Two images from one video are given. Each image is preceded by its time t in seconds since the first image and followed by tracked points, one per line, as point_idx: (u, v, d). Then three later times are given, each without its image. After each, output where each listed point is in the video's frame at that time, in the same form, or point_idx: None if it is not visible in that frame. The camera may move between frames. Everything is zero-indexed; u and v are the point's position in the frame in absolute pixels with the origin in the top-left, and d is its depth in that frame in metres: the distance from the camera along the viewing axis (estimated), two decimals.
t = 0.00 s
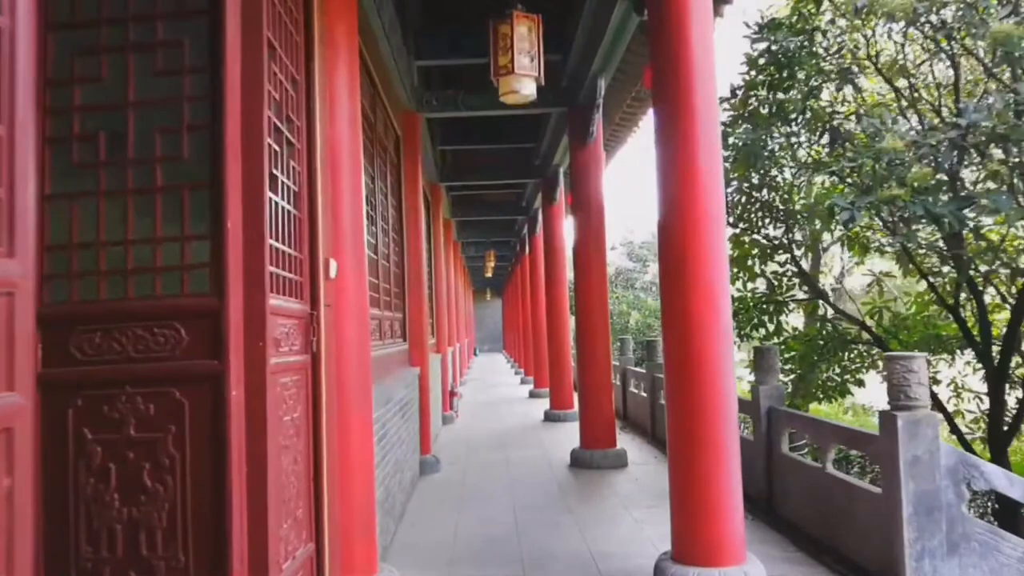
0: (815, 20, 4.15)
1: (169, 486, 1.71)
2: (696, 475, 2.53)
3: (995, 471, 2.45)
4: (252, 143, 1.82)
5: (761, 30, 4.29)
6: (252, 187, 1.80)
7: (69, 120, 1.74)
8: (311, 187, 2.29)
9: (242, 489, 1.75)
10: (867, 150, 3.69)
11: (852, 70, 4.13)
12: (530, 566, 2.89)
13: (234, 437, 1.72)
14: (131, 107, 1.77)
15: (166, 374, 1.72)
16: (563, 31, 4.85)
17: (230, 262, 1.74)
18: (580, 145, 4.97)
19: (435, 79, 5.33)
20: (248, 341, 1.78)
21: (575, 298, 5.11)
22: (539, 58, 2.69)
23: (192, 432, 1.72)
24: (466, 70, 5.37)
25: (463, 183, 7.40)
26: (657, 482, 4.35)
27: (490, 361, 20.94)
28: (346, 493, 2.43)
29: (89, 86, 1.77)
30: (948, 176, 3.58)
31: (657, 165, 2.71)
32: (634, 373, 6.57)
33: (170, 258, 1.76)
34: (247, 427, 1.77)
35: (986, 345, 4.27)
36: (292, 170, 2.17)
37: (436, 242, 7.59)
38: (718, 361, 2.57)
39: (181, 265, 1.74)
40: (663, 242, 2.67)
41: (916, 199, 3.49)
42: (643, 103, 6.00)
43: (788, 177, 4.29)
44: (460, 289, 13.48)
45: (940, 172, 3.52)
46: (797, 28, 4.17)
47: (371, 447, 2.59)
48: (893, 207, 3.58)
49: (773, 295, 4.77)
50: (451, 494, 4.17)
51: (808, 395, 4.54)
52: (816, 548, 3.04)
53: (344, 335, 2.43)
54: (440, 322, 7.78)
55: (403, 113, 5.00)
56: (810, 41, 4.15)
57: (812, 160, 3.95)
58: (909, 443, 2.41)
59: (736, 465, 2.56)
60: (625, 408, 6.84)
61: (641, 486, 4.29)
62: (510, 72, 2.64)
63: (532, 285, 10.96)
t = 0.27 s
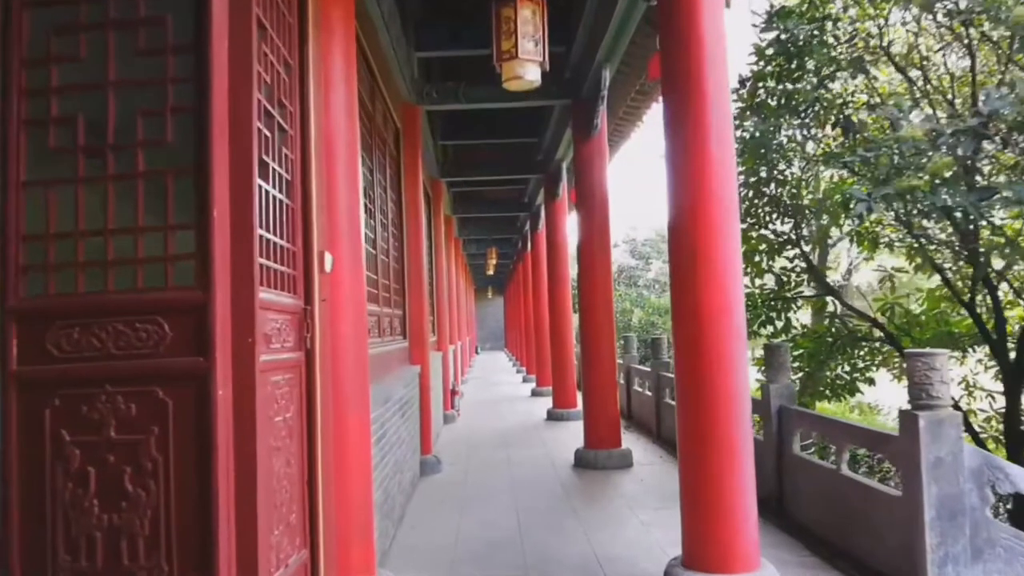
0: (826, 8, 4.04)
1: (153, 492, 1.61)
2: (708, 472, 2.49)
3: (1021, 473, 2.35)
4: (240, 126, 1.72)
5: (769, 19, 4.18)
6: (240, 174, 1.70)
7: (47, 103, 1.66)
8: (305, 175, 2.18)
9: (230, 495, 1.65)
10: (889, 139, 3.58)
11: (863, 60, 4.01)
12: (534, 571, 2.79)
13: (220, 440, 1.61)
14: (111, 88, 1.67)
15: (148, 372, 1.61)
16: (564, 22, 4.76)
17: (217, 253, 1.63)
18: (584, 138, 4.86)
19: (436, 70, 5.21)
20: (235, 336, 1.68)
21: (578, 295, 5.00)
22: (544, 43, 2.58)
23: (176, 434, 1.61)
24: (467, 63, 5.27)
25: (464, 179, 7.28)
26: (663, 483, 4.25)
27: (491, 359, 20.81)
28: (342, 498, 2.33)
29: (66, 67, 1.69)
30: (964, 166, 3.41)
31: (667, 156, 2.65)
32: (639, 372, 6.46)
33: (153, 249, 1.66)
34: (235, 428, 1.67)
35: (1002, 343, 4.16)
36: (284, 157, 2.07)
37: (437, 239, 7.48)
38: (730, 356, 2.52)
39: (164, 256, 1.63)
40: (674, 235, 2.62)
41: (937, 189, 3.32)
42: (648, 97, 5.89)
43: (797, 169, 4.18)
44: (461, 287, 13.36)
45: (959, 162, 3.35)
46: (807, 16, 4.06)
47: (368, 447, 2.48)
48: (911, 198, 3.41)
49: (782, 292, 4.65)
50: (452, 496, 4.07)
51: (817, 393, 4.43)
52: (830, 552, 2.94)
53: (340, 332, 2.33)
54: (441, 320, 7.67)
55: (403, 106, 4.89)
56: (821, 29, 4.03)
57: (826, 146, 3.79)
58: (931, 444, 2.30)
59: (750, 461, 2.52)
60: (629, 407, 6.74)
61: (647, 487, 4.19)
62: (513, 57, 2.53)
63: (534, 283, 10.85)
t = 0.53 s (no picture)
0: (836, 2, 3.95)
1: (132, 505, 1.51)
2: (719, 474, 2.46)
3: None
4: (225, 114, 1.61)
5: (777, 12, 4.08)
6: (227, 167, 1.60)
7: (20, 91, 1.56)
8: (298, 171, 2.09)
9: (215, 509, 1.55)
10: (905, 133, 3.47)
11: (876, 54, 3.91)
12: None
13: (203, 451, 1.51)
14: (89, 75, 1.57)
15: (127, 377, 1.51)
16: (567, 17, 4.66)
17: (200, 251, 1.53)
18: (587, 135, 4.75)
19: (437, 65, 5.11)
20: (220, 339, 1.58)
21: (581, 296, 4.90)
22: (548, 33, 2.48)
23: (157, 443, 1.51)
24: (468, 59, 5.17)
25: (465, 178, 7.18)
26: (669, 489, 4.15)
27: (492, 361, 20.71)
28: (337, 506, 2.23)
29: (40, 52, 1.59)
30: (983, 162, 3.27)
31: (679, 156, 2.63)
32: (642, 374, 6.36)
33: (132, 246, 1.56)
34: (219, 438, 1.56)
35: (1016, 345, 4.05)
36: (275, 151, 1.97)
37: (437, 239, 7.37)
38: (742, 358, 2.50)
39: (144, 253, 1.53)
40: (685, 235, 2.60)
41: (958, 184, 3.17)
42: (651, 94, 5.79)
43: (804, 169, 4.19)
44: (461, 288, 13.25)
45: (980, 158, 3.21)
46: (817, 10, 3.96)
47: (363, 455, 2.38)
48: (926, 194, 3.27)
49: (788, 293, 4.55)
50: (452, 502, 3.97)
51: (823, 396, 4.36)
52: (844, 562, 2.84)
53: (334, 334, 2.23)
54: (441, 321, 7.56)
55: (402, 102, 4.79)
56: (832, 22, 3.92)
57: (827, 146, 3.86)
58: (953, 451, 2.20)
59: (762, 463, 2.50)
60: (632, 410, 6.63)
61: (652, 493, 4.09)
62: (517, 47, 2.43)
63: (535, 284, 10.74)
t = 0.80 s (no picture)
0: None
1: (111, 518, 1.44)
2: (724, 480, 2.40)
3: None
4: (212, 107, 1.54)
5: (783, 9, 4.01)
6: (213, 162, 1.53)
7: None
8: (289, 168, 2.01)
9: (199, 522, 1.47)
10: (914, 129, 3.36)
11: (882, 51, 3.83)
12: None
13: (186, 460, 1.44)
14: (69, 66, 1.50)
15: (107, 383, 1.44)
16: (569, 15, 4.59)
17: (184, 250, 1.45)
18: (588, 133, 4.68)
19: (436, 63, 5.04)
20: (205, 343, 1.50)
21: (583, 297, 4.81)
22: (549, 26, 2.41)
23: (138, 452, 1.44)
24: (468, 56, 5.09)
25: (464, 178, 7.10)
26: (671, 494, 4.07)
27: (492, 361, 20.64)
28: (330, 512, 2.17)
29: (18, 42, 1.52)
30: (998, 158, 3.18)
31: (683, 153, 2.56)
32: (643, 375, 6.30)
33: (113, 245, 1.49)
34: (204, 446, 1.49)
35: None
36: (266, 146, 1.89)
37: (436, 239, 7.30)
38: (749, 361, 2.43)
39: (126, 253, 1.46)
40: (690, 234, 2.54)
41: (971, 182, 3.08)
42: (653, 93, 5.71)
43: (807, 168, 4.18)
44: (461, 288, 13.18)
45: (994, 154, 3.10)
46: (822, 6, 3.89)
47: (359, 460, 2.32)
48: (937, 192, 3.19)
49: (791, 293, 4.48)
50: (452, 507, 3.89)
51: (826, 397, 4.31)
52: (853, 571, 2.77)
53: (328, 337, 2.16)
54: (440, 322, 7.48)
55: (400, 100, 4.72)
56: (838, 19, 3.85)
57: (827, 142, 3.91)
58: (967, 459, 2.13)
59: (769, 469, 2.43)
60: (633, 412, 6.56)
61: (654, 498, 4.02)
62: (518, 40, 2.37)
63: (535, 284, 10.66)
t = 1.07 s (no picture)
0: None
1: (74, 534, 1.32)
2: (735, 488, 2.29)
3: None
4: (184, 90, 1.42)
5: None
6: (186, 149, 1.42)
7: None
8: (274, 159, 1.90)
9: (169, 540, 1.36)
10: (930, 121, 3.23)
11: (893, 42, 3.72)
12: None
13: (155, 472, 1.32)
14: (31, 46, 1.39)
15: (70, 388, 1.33)
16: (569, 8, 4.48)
17: (153, 244, 1.34)
18: (590, 128, 4.57)
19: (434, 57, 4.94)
20: (178, 345, 1.39)
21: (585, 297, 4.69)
22: (550, 11, 2.31)
23: (102, 464, 1.32)
24: (466, 51, 4.99)
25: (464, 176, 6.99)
26: (676, 499, 3.95)
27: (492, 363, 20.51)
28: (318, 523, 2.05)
29: None
30: None
31: (690, 146, 2.44)
32: (646, 377, 6.18)
33: (77, 239, 1.38)
34: (176, 456, 1.38)
35: None
36: (248, 136, 1.78)
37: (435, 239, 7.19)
38: (760, 364, 2.32)
39: (90, 248, 1.35)
40: (698, 231, 2.42)
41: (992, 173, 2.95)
42: (655, 89, 5.60)
43: (814, 164, 4.05)
44: (462, 290, 13.07)
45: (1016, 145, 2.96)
46: None
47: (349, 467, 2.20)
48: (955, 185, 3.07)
49: (798, 293, 4.36)
50: (450, 513, 3.78)
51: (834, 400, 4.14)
52: None
53: (316, 338, 2.05)
54: (440, 323, 7.36)
55: (398, 95, 4.61)
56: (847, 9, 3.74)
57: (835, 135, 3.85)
58: (992, 465, 2.01)
59: (782, 477, 2.32)
60: (636, 415, 6.45)
61: (659, 503, 3.90)
62: (517, 26, 2.27)
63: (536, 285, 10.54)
